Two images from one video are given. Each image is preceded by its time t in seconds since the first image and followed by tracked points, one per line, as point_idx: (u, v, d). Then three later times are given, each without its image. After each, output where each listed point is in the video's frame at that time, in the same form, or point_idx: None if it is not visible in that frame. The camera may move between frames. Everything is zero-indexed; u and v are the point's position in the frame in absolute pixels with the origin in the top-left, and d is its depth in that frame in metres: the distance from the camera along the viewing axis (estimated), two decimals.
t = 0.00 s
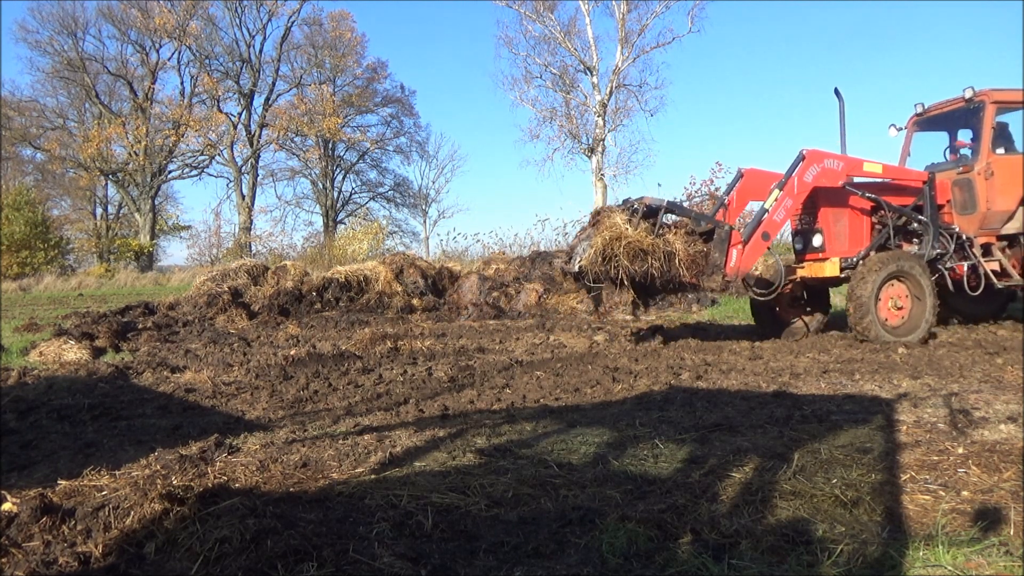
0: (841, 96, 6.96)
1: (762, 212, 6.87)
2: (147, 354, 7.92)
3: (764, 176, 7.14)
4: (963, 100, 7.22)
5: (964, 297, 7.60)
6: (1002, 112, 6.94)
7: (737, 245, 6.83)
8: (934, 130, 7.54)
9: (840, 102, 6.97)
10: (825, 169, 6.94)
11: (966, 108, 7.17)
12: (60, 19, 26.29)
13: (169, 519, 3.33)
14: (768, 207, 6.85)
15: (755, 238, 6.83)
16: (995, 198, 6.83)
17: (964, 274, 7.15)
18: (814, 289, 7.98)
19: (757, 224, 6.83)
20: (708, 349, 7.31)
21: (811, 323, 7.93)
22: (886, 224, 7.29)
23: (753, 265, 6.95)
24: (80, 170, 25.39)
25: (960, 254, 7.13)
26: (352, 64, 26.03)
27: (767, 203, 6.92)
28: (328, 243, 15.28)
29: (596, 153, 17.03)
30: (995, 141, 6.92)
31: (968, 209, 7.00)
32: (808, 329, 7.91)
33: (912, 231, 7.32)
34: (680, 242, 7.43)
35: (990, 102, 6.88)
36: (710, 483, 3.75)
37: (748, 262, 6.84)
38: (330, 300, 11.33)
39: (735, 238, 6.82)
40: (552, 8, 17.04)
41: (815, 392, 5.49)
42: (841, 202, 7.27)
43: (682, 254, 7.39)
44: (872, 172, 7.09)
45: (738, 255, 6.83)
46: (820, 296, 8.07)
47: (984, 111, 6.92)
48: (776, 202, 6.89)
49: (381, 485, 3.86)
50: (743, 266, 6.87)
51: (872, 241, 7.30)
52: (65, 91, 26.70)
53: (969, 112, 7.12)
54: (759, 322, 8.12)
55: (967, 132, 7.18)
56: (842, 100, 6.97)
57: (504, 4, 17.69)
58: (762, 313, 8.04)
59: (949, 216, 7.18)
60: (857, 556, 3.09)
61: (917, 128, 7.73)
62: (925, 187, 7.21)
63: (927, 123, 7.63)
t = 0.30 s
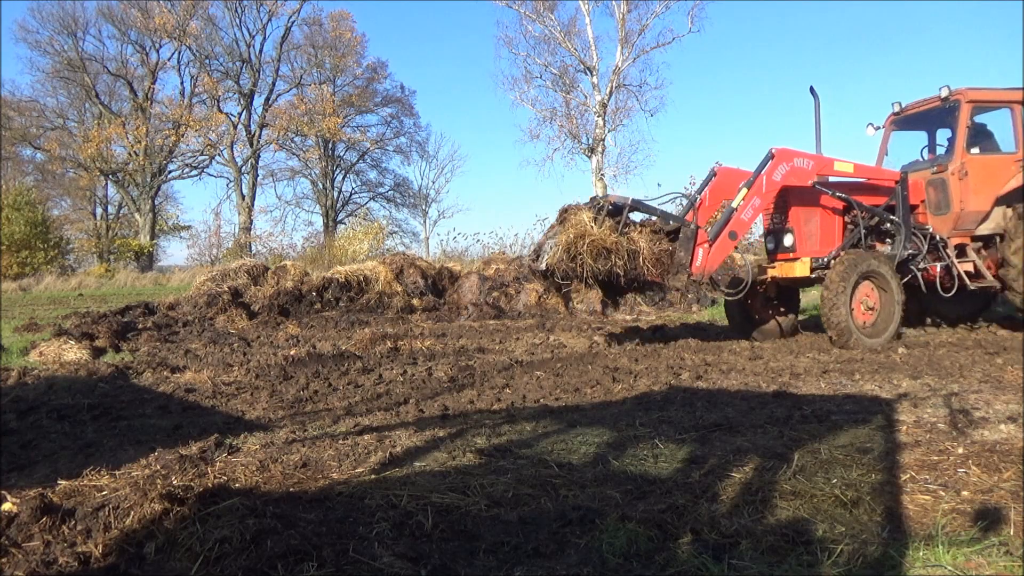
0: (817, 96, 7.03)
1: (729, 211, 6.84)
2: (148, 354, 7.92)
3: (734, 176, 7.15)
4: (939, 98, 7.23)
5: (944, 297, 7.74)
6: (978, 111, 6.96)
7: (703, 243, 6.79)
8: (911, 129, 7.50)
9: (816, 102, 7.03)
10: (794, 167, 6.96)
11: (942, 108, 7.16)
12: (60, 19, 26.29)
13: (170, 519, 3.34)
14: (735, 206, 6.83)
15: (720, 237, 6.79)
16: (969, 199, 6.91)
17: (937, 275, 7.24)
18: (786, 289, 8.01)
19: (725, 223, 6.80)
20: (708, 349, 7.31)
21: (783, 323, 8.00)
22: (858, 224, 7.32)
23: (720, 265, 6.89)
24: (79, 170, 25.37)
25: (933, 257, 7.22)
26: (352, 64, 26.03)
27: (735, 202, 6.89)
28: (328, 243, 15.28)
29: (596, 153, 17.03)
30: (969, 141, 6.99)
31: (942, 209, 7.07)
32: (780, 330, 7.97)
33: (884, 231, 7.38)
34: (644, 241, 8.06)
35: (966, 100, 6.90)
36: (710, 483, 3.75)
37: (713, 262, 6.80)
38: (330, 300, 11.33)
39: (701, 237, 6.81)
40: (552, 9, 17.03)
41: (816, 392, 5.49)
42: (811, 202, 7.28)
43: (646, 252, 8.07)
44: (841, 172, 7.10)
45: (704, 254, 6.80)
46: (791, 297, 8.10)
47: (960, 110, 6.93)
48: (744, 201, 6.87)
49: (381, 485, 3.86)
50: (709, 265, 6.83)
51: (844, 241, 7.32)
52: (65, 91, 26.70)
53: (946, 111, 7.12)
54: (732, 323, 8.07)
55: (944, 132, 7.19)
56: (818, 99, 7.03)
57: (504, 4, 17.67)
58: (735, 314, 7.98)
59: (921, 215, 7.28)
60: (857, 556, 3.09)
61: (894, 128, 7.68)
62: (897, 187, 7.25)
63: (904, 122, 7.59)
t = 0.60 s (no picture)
0: (782, 93, 6.97)
1: (689, 217, 6.77)
2: (148, 354, 7.92)
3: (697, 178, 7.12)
4: (906, 97, 7.28)
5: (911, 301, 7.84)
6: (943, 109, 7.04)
7: (661, 250, 6.74)
8: (878, 128, 7.55)
9: (779, 101, 7.01)
10: (754, 170, 6.96)
11: (909, 106, 7.24)
12: (60, 19, 26.29)
13: (169, 519, 3.34)
14: (693, 210, 6.78)
15: (677, 243, 6.74)
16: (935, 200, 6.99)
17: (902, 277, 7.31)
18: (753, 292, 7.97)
19: (683, 228, 6.74)
20: (708, 349, 7.31)
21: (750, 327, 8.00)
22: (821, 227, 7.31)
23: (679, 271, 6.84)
24: (80, 170, 25.36)
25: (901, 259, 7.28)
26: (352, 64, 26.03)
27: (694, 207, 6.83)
28: (328, 243, 15.27)
29: (596, 153, 17.03)
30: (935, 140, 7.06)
31: (908, 209, 7.13)
32: (746, 334, 7.96)
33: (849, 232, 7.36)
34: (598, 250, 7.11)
35: (932, 99, 6.98)
36: (710, 483, 3.75)
37: (671, 269, 6.75)
38: (330, 300, 11.32)
39: (659, 243, 6.74)
40: (552, 8, 17.03)
41: (816, 392, 5.49)
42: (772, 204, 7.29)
43: (602, 262, 7.07)
44: (803, 174, 7.11)
45: (662, 261, 6.75)
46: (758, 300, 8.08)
47: (926, 108, 7.00)
48: (703, 205, 6.82)
49: (382, 485, 3.86)
50: (667, 272, 6.77)
51: (806, 244, 7.32)
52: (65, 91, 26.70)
53: (913, 110, 7.20)
54: (698, 327, 8.01)
55: (911, 130, 7.25)
56: (783, 98, 6.98)
57: (504, 4, 17.67)
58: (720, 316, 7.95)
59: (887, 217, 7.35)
60: (857, 556, 3.09)
61: (861, 127, 7.72)
62: (861, 189, 7.19)
63: (871, 120, 7.64)
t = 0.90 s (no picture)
0: (744, 92, 7.12)
1: (642, 218, 6.78)
2: (148, 354, 7.92)
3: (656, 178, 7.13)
4: (870, 97, 7.31)
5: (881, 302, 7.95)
6: (906, 109, 7.04)
7: (613, 252, 6.78)
8: (844, 128, 7.61)
9: (743, 100, 7.14)
10: (712, 171, 6.93)
11: (874, 106, 7.26)
12: (60, 19, 26.29)
13: (169, 519, 3.34)
14: (648, 212, 6.77)
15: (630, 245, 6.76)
16: (897, 201, 6.98)
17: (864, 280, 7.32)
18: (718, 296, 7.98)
19: (637, 230, 6.75)
20: (708, 349, 7.31)
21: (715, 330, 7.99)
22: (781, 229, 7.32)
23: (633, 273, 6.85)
24: (80, 170, 25.35)
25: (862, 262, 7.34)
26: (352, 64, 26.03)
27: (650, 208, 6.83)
28: (328, 243, 15.27)
29: (596, 153, 17.03)
30: (898, 141, 7.06)
31: (870, 212, 7.15)
32: (712, 337, 7.95)
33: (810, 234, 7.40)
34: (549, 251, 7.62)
35: (894, 99, 6.99)
36: (710, 483, 3.75)
37: (624, 271, 6.77)
38: (330, 300, 11.31)
39: (611, 245, 6.77)
40: (552, 9, 17.03)
41: (816, 392, 5.49)
42: (731, 206, 7.27)
43: (551, 263, 7.56)
44: (760, 175, 7.08)
45: (615, 263, 6.78)
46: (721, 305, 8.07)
47: (889, 108, 7.01)
48: (658, 207, 6.82)
49: (382, 484, 3.86)
50: (620, 273, 6.80)
51: (766, 245, 7.31)
52: (65, 91, 26.71)
53: (877, 109, 7.22)
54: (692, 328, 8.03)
55: (875, 130, 7.26)
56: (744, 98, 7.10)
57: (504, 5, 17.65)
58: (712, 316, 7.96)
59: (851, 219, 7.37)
60: (857, 556, 3.09)
61: (828, 126, 7.78)
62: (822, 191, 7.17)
63: (837, 120, 7.70)
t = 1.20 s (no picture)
0: (705, 91, 7.13)
1: (595, 221, 6.77)
2: (148, 354, 7.92)
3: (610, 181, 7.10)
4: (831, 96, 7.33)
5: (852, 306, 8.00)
6: (866, 108, 7.05)
7: (564, 256, 6.73)
8: (806, 128, 7.63)
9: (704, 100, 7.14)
10: (667, 172, 6.91)
11: (835, 104, 7.27)
12: (60, 19, 26.28)
13: (170, 519, 3.34)
14: (600, 215, 6.77)
15: (581, 249, 6.74)
16: (856, 203, 6.98)
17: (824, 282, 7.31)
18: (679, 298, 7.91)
19: (590, 233, 6.74)
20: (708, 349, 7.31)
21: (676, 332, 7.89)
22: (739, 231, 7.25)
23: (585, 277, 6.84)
24: (80, 170, 25.33)
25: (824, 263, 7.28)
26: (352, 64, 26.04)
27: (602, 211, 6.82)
28: (328, 243, 15.27)
29: (596, 153, 17.03)
30: (858, 141, 7.06)
31: (829, 213, 7.10)
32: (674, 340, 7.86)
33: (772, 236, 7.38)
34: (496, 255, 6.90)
35: (855, 98, 7.00)
36: (710, 483, 3.75)
37: (574, 275, 6.75)
38: (330, 300, 11.28)
39: (563, 249, 6.73)
40: (552, 8, 17.02)
41: (816, 392, 5.49)
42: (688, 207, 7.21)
43: (498, 267, 6.86)
44: (716, 176, 7.05)
45: (566, 267, 6.75)
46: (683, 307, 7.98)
47: (850, 107, 7.02)
48: (611, 209, 6.81)
49: (381, 485, 3.86)
50: (571, 277, 6.77)
51: (725, 248, 7.27)
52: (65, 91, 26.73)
53: (838, 108, 7.24)
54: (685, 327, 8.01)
55: (836, 130, 7.27)
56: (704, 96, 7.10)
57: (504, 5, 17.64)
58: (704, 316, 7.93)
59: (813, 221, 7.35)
60: (857, 556, 3.09)
61: (789, 126, 7.79)
62: (779, 191, 7.18)
63: (799, 119, 7.72)
